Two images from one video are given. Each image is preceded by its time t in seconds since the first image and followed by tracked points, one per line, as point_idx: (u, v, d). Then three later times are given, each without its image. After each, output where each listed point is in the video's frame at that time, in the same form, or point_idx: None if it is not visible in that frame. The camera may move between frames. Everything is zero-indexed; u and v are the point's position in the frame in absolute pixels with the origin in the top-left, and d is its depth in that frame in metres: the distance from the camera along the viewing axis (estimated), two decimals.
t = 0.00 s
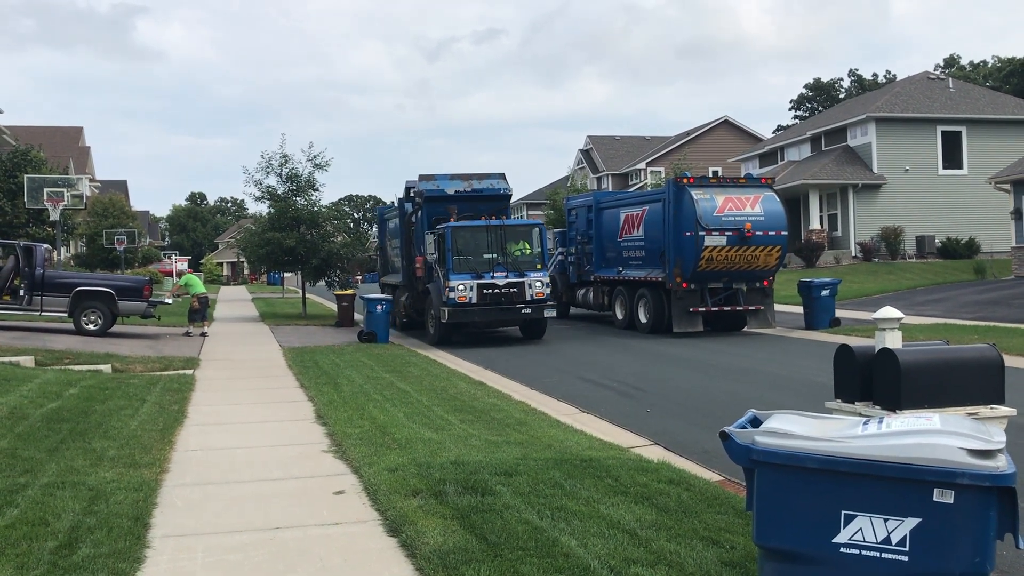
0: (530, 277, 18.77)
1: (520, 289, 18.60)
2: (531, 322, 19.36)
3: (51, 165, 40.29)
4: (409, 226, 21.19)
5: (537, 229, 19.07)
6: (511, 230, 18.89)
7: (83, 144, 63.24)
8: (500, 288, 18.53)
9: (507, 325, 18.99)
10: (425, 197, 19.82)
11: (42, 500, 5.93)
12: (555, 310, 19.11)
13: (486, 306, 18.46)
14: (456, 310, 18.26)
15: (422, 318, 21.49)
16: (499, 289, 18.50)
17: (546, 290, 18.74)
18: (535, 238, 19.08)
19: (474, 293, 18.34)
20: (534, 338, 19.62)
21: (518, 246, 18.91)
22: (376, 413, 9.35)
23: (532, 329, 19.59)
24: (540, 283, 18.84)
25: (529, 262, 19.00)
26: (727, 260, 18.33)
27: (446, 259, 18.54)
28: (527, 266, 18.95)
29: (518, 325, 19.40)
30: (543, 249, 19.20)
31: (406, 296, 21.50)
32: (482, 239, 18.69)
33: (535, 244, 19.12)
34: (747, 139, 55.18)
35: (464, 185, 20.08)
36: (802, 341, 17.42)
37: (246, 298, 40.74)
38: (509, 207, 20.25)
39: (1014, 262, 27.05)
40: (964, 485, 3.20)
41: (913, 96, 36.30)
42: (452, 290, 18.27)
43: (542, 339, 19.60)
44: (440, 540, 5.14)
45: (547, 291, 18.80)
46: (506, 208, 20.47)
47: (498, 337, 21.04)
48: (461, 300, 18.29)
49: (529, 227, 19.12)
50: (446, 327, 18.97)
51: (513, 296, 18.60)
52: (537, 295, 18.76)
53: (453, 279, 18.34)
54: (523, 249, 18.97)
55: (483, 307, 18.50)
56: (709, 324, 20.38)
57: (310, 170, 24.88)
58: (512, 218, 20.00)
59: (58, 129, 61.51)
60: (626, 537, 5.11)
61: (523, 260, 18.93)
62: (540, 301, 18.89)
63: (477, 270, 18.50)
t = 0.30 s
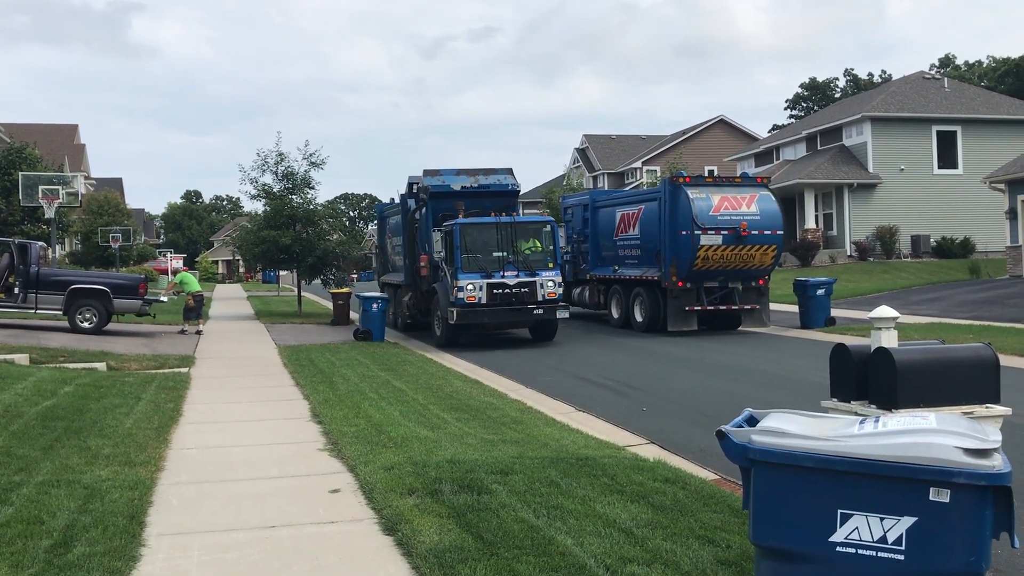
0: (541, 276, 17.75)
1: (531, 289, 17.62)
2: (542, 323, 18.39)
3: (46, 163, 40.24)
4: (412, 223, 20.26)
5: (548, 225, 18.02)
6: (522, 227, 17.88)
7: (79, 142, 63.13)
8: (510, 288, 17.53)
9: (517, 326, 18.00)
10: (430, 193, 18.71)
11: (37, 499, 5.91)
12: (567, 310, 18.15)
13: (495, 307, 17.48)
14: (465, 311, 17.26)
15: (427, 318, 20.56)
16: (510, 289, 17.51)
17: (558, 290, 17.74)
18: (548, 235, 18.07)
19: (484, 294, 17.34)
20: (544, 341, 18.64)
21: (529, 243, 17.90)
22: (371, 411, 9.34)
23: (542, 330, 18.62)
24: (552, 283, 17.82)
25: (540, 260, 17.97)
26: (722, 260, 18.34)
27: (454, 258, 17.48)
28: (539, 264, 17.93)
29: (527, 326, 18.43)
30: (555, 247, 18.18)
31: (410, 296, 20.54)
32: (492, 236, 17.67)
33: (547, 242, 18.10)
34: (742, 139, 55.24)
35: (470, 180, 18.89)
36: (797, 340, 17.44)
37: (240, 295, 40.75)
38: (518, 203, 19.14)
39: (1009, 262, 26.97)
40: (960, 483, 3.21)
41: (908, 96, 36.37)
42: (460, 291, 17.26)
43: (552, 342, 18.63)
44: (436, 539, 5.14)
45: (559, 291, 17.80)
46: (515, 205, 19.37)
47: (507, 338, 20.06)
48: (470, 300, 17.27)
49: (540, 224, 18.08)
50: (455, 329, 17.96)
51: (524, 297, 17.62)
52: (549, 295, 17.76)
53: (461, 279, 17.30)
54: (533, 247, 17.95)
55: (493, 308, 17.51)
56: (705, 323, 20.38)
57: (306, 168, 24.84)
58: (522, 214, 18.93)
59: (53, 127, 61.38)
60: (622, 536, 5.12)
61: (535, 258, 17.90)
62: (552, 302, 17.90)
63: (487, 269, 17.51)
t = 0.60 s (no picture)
0: (553, 275, 16.57)
1: (542, 289, 16.41)
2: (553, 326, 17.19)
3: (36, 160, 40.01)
4: (414, 219, 19.17)
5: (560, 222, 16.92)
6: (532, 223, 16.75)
7: (69, 138, 62.84)
8: (520, 288, 16.32)
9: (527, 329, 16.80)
10: (433, 188, 17.66)
11: (25, 496, 5.88)
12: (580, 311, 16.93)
13: (504, 308, 16.29)
14: (472, 313, 16.09)
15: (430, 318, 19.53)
16: (520, 290, 16.30)
17: (571, 290, 16.53)
18: (560, 232, 16.94)
19: (492, 294, 16.14)
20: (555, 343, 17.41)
21: (539, 240, 16.73)
22: (362, 409, 9.33)
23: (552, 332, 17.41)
24: (565, 282, 16.61)
25: (552, 258, 16.80)
26: (713, 259, 18.38)
27: (460, 255, 16.36)
28: (550, 263, 16.75)
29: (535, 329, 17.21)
30: (567, 244, 16.98)
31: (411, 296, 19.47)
32: (500, 233, 16.56)
33: (558, 239, 16.92)
34: (734, 138, 55.33)
35: (474, 174, 17.86)
36: (787, 339, 17.51)
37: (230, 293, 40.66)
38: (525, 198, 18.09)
39: (998, 261, 27.14)
40: (948, 481, 3.23)
41: (898, 96, 36.51)
42: (466, 291, 16.08)
43: (562, 344, 17.43)
44: (426, 537, 5.14)
45: (572, 291, 16.58)
46: (521, 200, 18.33)
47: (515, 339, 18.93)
48: (477, 301, 16.08)
49: (551, 220, 16.96)
50: (461, 330, 16.88)
51: (535, 297, 16.40)
52: (562, 295, 16.55)
53: (468, 278, 16.15)
54: (544, 244, 16.79)
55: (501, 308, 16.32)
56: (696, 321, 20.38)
57: (297, 166, 24.76)
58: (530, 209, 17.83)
59: (42, 123, 61.07)
60: (613, 534, 5.12)
61: (546, 256, 16.76)
62: (564, 303, 16.70)
63: (495, 267, 16.38)
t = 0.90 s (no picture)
0: (564, 275, 15.50)
1: (553, 290, 15.31)
2: (562, 330, 16.08)
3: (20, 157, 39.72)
4: (413, 215, 17.83)
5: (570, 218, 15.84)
6: (542, 220, 15.71)
7: (53, 135, 62.33)
8: (530, 289, 15.19)
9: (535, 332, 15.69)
10: (434, 182, 16.37)
11: (7, 496, 5.83)
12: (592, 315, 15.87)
13: (513, 311, 15.17)
14: (478, 316, 14.91)
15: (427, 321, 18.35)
16: (530, 291, 15.18)
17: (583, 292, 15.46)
18: (572, 230, 15.91)
19: (500, 295, 14.97)
20: (564, 347, 16.29)
21: (549, 238, 15.68)
22: (348, 408, 9.29)
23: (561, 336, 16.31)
24: (576, 283, 15.53)
25: (562, 258, 15.73)
26: (699, 258, 18.44)
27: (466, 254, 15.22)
28: (560, 263, 15.69)
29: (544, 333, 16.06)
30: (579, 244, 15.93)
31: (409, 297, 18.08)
32: (507, 231, 15.45)
33: (568, 237, 15.87)
34: (720, 138, 55.51)
35: (478, 168, 16.66)
36: (773, 338, 17.58)
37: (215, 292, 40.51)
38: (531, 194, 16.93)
39: (981, 261, 27.32)
40: (932, 480, 3.25)
41: (883, 97, 36.72)
42: (473, 292, 14.87)
43: (572, 348, 16.30)
44: (412, 536, 5.13)
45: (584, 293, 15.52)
46: (527, 196, 17.15)
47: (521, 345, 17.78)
48: (485, 303, 14.89)
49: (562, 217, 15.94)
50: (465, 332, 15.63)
51: (545, 299, 15.30)
52: (573, 297, 15.48)
53: (474, 278, 14.99)
54: (553, 243, 15.71)
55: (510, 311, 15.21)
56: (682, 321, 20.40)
57: (283, 164, 24.65)
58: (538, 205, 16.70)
59: (26, 120, 60.58)
60: (598, 532, 5.13)
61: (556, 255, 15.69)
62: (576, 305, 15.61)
63: (503, 267, 15.23)
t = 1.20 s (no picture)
0: (578, 277, 14.33)
1: (567, 293, 14.15)
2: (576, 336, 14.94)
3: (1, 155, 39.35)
4: (414, 212, 16.64)
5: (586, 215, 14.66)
6: (555, 217, 14.49)
7: (35, 132, 61.79)
8: (542, 292, 14.03)
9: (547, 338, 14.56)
10: (437, 176, 15.49)
11: None
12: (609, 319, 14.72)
13: (524, 315, 14.01)
14: (487, 320, 13.75)
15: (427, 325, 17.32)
16: (542, 294, 14.02)
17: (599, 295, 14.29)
18: (586, 228, 14.70)
19: (511, 298, 13.83)
20: (577, 352, 15.16)
21: (561, 237, 14.48)
22: (333, 408, 9.26)
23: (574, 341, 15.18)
24: (592, 286, 14.36)
25: (577, 258, 14.55)
26: (683, 259, 18.49)
27: (473, 254, 14.03)
28: (574, 264, 14.51)
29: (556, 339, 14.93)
30: (594, 242, 14.75)
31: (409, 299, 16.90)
32: (516, 229, 14.27)
33: (581, 235, 14.67)
34: (705, 139, 55.73)
35: (484, 162, 15.71)
36: (757, 338, 17.66)
37: (199, 291, 40.31)
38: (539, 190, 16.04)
39: (963, 262, 27.52)
40: (914, 480, 3.27)
41: (867, 99, 36.97)
42: (481, 295, 13.73)
43: (585, 354, 15.18)
44: (397, 536, 5.12)
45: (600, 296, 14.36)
46: (536, 192, 16.25)
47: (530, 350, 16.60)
48: (494, 307, 13.75)
49: (576, 214, 14.70)
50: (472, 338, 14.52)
51: (559, 303, 14.13)
52: (588, 301, 14.32)
53: (483, 281, 13.82)
54: (566, 242, 14.53)
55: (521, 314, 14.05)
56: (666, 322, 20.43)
57: (267, 163, 24.55)
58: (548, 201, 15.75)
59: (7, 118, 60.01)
60: (583, 533, 5.13)
61: (570, 256, 14.49)
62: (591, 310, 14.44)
63: (513, 268, 14.06)
